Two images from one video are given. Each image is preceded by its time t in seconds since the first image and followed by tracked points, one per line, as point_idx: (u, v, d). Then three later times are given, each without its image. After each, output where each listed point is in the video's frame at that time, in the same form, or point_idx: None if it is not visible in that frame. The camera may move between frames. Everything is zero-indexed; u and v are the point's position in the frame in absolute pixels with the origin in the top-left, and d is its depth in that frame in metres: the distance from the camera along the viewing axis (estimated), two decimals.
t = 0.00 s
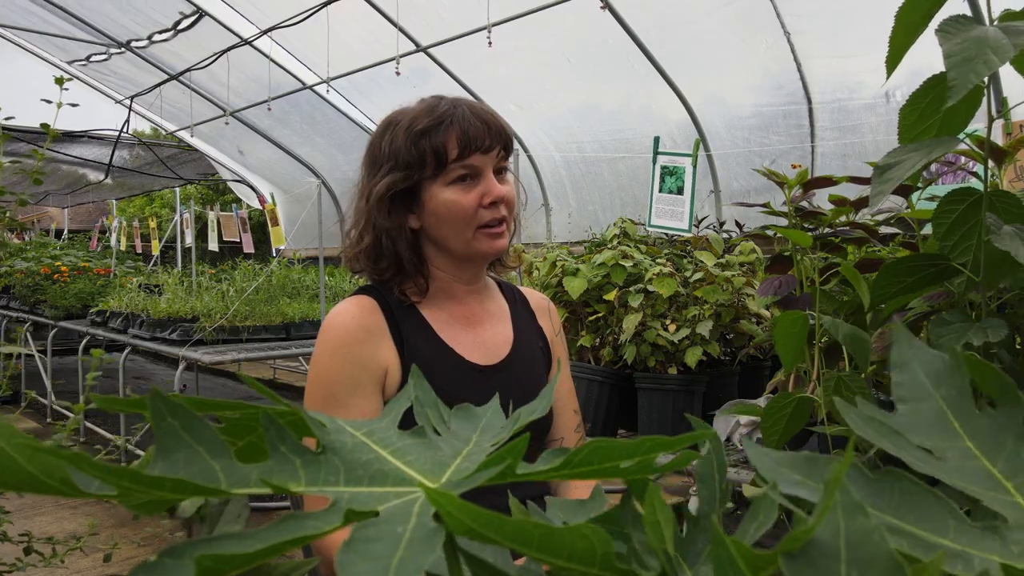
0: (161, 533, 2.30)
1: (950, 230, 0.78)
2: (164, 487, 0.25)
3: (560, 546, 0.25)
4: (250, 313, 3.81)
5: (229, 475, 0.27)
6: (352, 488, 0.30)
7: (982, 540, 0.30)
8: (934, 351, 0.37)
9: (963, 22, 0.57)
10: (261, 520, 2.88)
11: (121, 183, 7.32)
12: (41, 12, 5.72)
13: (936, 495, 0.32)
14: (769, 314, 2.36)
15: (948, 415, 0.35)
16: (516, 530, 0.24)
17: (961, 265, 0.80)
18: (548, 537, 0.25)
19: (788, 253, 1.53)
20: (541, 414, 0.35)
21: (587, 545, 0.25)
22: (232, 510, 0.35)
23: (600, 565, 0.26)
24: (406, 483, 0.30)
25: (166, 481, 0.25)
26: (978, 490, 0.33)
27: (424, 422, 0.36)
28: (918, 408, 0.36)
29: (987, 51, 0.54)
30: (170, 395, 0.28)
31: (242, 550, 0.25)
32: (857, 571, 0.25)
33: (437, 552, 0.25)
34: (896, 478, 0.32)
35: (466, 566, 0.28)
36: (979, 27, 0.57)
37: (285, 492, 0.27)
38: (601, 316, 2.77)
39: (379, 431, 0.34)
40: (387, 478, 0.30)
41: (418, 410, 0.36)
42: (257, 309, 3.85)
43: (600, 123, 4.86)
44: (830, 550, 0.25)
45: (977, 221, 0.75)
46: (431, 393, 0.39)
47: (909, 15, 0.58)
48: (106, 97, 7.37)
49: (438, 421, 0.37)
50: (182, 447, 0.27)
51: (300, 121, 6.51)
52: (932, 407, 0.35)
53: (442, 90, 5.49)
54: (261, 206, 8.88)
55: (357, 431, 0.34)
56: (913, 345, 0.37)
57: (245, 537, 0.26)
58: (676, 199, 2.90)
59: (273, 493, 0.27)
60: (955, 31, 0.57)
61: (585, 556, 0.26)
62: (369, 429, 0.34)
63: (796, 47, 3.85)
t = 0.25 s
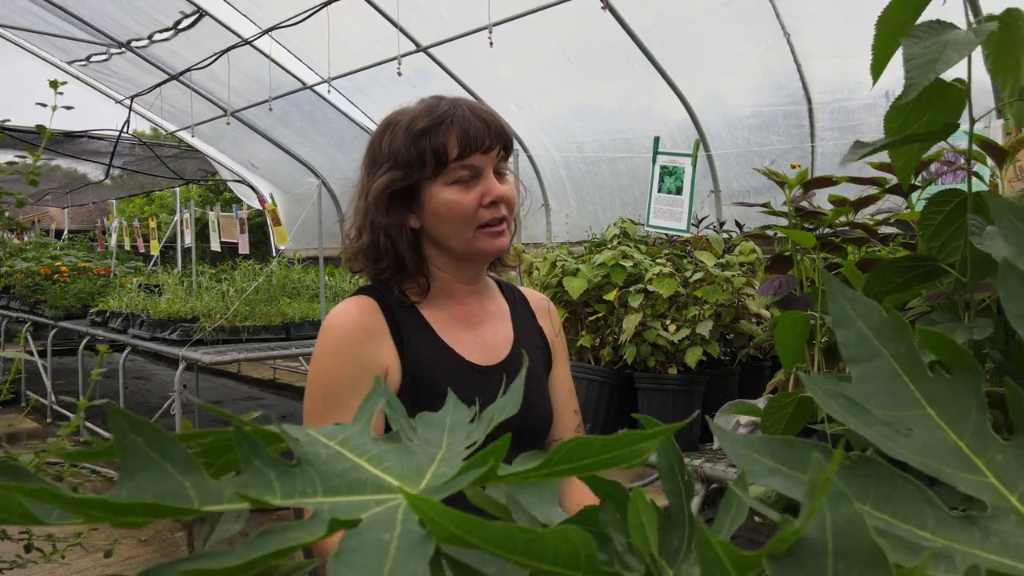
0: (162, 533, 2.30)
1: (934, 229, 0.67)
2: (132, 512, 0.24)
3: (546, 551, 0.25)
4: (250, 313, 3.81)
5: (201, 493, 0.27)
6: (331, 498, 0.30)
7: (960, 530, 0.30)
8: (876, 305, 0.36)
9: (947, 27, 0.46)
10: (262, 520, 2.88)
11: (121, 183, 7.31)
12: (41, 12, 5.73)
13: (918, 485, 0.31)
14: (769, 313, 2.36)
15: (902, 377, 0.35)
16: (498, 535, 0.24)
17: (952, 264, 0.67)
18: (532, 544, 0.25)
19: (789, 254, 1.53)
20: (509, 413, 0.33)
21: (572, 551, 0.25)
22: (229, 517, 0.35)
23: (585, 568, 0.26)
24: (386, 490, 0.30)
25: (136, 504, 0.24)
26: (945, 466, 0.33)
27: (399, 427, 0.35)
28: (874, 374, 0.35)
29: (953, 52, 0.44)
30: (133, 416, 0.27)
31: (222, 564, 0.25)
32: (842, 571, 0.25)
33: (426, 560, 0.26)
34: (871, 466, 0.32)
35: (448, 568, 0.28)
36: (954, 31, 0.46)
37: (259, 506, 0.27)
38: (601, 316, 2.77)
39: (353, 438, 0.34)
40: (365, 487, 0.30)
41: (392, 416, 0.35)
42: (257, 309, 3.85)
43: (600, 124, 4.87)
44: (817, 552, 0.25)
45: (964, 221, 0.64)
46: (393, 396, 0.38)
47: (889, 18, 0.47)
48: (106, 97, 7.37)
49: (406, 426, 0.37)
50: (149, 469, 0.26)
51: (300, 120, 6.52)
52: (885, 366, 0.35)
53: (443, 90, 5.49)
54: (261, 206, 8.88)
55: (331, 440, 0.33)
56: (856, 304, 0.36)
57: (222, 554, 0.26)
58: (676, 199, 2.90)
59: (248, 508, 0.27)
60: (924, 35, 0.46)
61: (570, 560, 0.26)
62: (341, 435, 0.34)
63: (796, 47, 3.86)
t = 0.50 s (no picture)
0: (161, 533, 2.29)
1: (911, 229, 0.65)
2: (158, 501, 0.24)
3: (559, 548, 0.25)
4: (250, 313, 3.81)
5: (226, 482, 0.27)
6: (350, 490, 0.30)
7: (988, 534, 0.29)
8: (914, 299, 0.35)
9: (896, 26, 0.45)
10: (262, 521, 2.88)
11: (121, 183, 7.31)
12: (41, 12, 5.73)
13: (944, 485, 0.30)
14: (769, 313, 2.36)
15: (928, 371, 0.33)
16: (511, 532, 0.24)
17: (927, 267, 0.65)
18: (546, 540, 0.24)
19: (788, 253, 1.53)
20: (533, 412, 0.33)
21: (586, 547, 0.25)
22: (232, 510, 0.35)
23: (600, 566, 0.26)
24: (403, 484, 0.30)
25: (159, 495, 0.24)
26: (973, 466, 0.31)
27: (422, 421, 0.36)
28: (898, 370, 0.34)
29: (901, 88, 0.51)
30: (160, 403, 0.27)
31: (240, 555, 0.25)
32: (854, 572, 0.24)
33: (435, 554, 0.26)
34: (903, 463, 0.31)
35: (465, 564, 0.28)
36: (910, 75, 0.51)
37: (283, 498, 0.27)
38: (601, 316, 2.77)
39: (375, 432, 0.34)
40: (385, 480, 0.30)
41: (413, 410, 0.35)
42: (257, 309, 3.85)
43: (600, 124, 4.87)
44: (828, 545, 0.25)
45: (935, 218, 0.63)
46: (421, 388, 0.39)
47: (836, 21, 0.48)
48: (106, 97, 7.37)
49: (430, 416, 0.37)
50: (176, 456, 0.27)
51: (301, 120, 6.51)
52: (911, 359, 0.34)
53: (443, 91, 5.49)
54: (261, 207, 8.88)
55: (354, 433, 0.34)
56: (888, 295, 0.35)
57: (243, 543, 0.26)
58: (677, 199, 2.90)
59: (269, 499, 0.27)
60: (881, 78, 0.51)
61: (584, 557, 0.26)
62: (364, 430, 0.34)
63: (796, 47, 3.86)
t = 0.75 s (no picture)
0: (161, 533, 2.29)
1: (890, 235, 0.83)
2: (189, 481, 0.26)
3: (577, 545, 0.25)
4: (250, 313, 3.81)
5: (259, 467, 0.28)
6: (375, 482, 0.30)
7: None
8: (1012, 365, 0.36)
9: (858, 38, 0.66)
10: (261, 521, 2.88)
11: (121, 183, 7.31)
12: (41, 11, 5.73)
13: (989, 510, 0.31)
14: (769, 313, 2.36)
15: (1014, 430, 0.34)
16: (531, 530, 0.24)
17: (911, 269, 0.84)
18: (565, 538, 0.25)
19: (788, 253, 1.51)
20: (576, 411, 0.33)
21: (603, 544, 0.25)
22: (233, 507, 0.36)
23: (618, 563, 0.26)
24: (427, 478, 0.30)
25: (186, 475, 0.25)
26: None
27: (457, 414, 0.36)
28: (978, 416, 0.35)
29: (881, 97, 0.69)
30: (204, 389, 0.28)
31: (260, 539, 0.25)
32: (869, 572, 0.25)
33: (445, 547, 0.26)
34: (951, 489, 0.32)
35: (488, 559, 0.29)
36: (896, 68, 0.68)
37: (305, 485, 0.27)
38: (601, 316, 2.77)
39: (407, 423, 0.34)
40: (409, 473, 0.31)
41: (449, 403, 0.35)
42: (257, 309, 3.86)
43: (600, 124, 4.87)
44: (844, 547, 0.26)
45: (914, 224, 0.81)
46: (467, 381, 0.39)
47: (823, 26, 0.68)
48: (106, 97, 7.37)
49: (472, 410, 0.37)
50: (215, 437, 0.28)
51: (301, 120, 6.52)
52: (996, 418, 0.35)
53: (443, 91, 5.49)
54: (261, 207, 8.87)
55: (386, 423, 0.34)
56: (987, 354, 0.37)
57: (264, 527, 0.26)
58: (677, 199, 2.90)
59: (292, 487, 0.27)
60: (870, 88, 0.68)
61: (601, 554, 0.26)
62: (397, 420, 0.34)
63: (795, 47, 3.86)
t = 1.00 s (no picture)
0: (160, 533, 2.29)
1: (897, 237, 0.81)
2: (199, 472, 0.26)
3: (579, 545, 0.25)
4: (250, 314, 3.81)
5: (270, 460, 0.28)
6: (380, 479, 0.30)
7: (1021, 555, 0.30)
8: None
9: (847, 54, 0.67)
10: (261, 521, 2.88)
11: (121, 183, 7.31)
12: (41, 11, 5.73)
13: (985, 517, 0.31)
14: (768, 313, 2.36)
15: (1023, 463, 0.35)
16: (533, 529, 0.24)
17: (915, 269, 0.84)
18: (566, 538, 0.25)
19: (788, 253, 1.52)
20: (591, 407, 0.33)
21: (605, 543, 0.25)
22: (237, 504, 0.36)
23: (620, 563, 0.26)
24: (430, 476, 0.30)
25: (201, 466, 0.26)
26: None
27: (470, 409, 0.36)
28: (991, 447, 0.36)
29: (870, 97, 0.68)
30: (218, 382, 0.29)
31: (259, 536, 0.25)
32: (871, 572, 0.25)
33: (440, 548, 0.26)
34: (948, 500, 0.32)
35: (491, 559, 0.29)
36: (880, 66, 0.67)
37: (308, 482, 0.27)
38: (601, 316, 2.77)
39: (418, 417, 0.34)
40: (414, 470, 0.31)
41: (462, 398, 0.35)
42: (257, 309, 3.86)
43: (601, 124, 4.87)
44: (845, 546, 0.26)
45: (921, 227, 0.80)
46: (485, 377, 0.39)
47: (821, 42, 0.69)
48: (106, 97, 7.37)
49: (490, 404, 0.37)
50: (230, 431, 0.28)
51: (301, 120, 6.52)
52: (1001, 448, 0.36)
53: (443, 91, 5.49)
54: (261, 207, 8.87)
55: (397, 417, 0.34)
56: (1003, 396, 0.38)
57: (266, 524, 0.26)
58: (677, 199, 2.90)
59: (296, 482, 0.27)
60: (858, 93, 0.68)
61: (601, 553, 0.26)
62: (409, 413, 0.34)
63: (796, 47, 3.85)
